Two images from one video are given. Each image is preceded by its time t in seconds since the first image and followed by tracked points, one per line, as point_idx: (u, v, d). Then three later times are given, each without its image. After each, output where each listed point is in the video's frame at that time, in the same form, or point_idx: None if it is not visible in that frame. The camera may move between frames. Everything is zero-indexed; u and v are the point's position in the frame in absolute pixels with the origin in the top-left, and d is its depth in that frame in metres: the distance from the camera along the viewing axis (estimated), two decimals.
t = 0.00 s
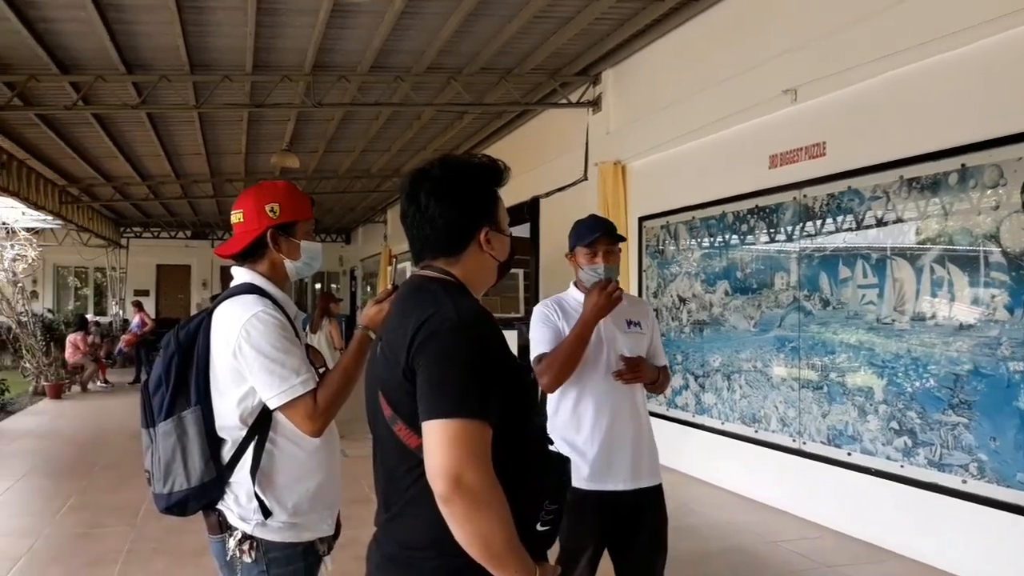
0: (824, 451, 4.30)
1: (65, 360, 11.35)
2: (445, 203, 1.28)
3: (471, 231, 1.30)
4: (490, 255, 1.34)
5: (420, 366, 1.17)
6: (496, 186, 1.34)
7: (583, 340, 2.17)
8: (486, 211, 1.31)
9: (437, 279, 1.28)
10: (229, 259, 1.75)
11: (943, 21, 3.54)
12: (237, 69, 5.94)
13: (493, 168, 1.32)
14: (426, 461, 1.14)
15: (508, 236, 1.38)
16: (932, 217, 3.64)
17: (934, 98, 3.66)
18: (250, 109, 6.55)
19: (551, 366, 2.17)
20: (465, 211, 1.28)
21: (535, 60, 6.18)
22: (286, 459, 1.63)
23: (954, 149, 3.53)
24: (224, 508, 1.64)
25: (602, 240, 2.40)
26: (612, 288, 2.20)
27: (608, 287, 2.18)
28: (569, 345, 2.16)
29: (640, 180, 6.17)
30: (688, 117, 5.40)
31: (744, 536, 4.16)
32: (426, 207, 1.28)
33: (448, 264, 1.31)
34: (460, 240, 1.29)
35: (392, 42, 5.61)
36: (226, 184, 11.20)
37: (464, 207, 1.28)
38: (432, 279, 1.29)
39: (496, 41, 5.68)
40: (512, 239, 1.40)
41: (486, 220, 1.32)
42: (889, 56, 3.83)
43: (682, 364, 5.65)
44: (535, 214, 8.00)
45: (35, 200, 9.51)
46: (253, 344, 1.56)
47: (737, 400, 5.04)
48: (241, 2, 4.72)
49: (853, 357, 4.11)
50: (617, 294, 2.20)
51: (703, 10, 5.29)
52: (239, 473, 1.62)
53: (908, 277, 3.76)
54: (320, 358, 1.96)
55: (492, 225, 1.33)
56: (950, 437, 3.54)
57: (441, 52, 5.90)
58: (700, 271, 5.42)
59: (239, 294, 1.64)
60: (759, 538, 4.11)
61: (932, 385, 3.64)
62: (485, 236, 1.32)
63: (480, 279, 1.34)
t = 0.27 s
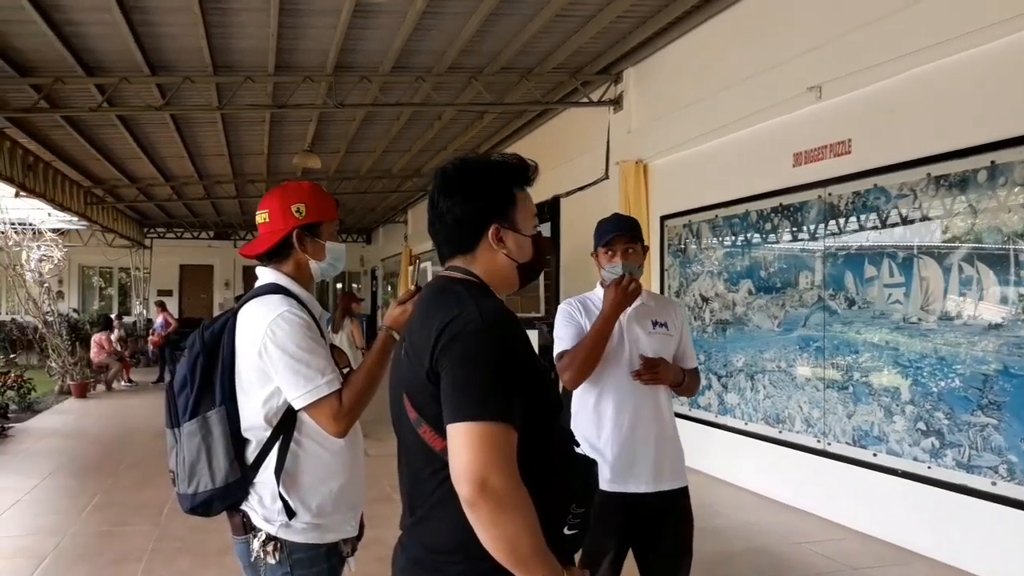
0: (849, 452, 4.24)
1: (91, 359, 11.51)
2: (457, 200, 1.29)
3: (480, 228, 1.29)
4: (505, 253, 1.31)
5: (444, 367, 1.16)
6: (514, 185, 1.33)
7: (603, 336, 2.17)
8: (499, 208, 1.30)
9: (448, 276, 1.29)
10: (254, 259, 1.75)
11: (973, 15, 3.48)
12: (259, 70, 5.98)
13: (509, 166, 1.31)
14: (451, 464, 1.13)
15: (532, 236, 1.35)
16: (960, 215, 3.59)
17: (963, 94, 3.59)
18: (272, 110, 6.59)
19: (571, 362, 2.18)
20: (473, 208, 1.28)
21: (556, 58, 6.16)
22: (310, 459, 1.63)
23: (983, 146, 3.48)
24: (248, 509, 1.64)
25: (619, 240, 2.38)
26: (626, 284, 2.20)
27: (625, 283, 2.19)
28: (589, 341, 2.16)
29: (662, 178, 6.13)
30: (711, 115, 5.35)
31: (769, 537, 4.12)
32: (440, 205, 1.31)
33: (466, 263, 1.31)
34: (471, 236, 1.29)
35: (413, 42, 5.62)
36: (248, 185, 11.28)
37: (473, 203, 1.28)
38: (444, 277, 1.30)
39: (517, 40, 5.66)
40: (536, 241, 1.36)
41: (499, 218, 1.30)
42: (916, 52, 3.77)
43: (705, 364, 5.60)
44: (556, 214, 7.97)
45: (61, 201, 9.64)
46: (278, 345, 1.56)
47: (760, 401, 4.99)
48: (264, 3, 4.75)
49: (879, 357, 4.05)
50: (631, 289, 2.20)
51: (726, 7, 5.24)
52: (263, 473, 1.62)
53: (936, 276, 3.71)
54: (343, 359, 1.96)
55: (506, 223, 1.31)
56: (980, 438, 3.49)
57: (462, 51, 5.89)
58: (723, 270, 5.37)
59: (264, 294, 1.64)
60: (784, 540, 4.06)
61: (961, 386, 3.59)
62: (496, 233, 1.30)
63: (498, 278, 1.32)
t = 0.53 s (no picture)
0: (865, 454, 4.20)
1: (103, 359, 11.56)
2: (475, 199, 1.30)
3: (497, 226, 1.29)
4: (523, 252, 1.30)
5: (467, 370, 1.14)
6: (534, 184, 1.32)
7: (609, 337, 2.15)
8: (517, 206, 1.29)
9: (466, 275, 1.30)
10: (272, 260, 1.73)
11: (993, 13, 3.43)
12: (272, 71, 5.98)
13: (530, 164, 1.31)
14: (474, 468, 1.11)
15: (552, 235, 1.33)
16: (980, 215, 3.56)
17: (981, 93, 3.55)
18: (284, 110, 6.58)
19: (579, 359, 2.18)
20: (490, 206, 1.29)
21: (568, 58, 6.13)
22: (328, 461, 1.61)
23: (1003, 145, 3.44)
24: (266, 512, 1.63)
25: (628, 242, 2.36)
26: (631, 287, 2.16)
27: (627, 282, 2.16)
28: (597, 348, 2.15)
29: (675, 178, 6.09)
30: (725, 114, 5.31)
31: (785, 540, 4.08)
32: (459, 205, 1.32)
33: (487, 263, 1.31)
34: (487, 235, 1.30)
35: (426, 42, 5.60)
36: (260, 185, 11.30)
37: (490, 201, 1.29)
38: (463, 275, 1.30)
39: (529, 40, 5.64)
40: (558, 240, 1.34)
41: (517, 216, 1.29)
42: (935, 51, 3.72)
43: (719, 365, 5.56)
44: (567, 214, 7.94)
45: (74, 201, 9.68)
46: (298, 346, 1.54)
47: (775, 402, 4.95)
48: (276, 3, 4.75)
49: (897, 358, 4.01)
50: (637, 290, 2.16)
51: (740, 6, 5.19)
52: (282, 476, 1.61)
53: (954, 277, 3.67)
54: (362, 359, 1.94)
55: (524, 221, 1.30)
56: (999, 440, 3.46)
57: (475, 51, 5.87)
58: (737, 271, 5.33)
59: (283, 295, 1.62)
60: (799, 543, 4.02)
61: (980, 387, 3.56)
62: (513, 231, 1.29)
63: (517, 277, 1.32)
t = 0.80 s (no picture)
0: (874, 453, 4.17)
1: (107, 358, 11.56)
2: (487, 192, 1.28)
3: (508, 220, 1.27)
4: (535, 246, 1.27)
5: (478, 368, 1.11)
6: (546, 178, 1.29)
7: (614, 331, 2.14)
8: (528, 200, 1.27)
9: (477, 270, 1.27)
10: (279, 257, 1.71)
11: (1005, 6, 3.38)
12: (277, 68, 5.94)
13: (542, 158, 1.28)
14: (486, 470, 1.08)
15: (565, 230, 1.30)
16: (991, 212, 3.52)
17: (993, 88, 3.51)
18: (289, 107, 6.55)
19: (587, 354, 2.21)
20: (500, 199, 1.26)
21: (574, 54, 6.08)
22: (335, 462, 1.59)
23: (1015, 141, 3.40)
24: (272, 514, 1.60)
25: (630, 240, 2.35)
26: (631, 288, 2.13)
27: (624, 282, 2.14)
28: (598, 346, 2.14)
29: (681, 175, 6.05)
30: (732, 111, 5.27)
31: (793, 540, 4.04)
32: (470, 199, 1.30)
33: (498, 259, 1.28)
34: (497, 229, 1.27)
35: (432, 38, 5.56)
36: (264, 183, 11.28)
37: (501, 195, 1.27)
38: (474, 271, 1.28)
39: (535, 36, 5.59)
40: (571, 234, 1.31)
41: (529, 210, 1.27)
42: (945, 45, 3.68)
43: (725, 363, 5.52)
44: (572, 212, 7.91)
45: (78, 200, 9.68)
46: (305, 344, 1.52)
47: (783, 401, 4.91)
48: None
49: (906, 357, 3.98)
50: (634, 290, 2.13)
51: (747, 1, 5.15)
52: (288, 477, 1.58)
53: (965, 274, 3.64)
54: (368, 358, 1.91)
55: (536, 215, 1.27)
56: (1010, 439, 3.42)
57: (480, 48, 5.84)
58: (743, 269, 5.30)
59: (290, 292, 1.60)
60: (808, 543, 3.99)
61: (991, 386, 3.52)
62: (524, 225, 1.27)
63: (529, 273, 1.29)
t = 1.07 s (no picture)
0: (870, 453, 4.15)
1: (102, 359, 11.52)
2: (476, 187, 1.24)
3: (497, 216, 1.23)
4: (525, 243, 1.24)
5: (463, 366, 1.09)
6: (536, 173, 1.26)
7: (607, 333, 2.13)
8: (518, 196, 1.24)
9: (464, 267, 1.24)
10: (264, 255, 1.68)
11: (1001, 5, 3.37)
12: (271, 68, 5.92)
13: (531, 153, 1.25)
14: (471, 471, 1.06)
15: (555, 227, 1.27)
16: (987, 212, 3.51)
17: (989, 86, 3.50)
18: (283, 108, 6.53)
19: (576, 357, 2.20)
20: (489, 195, 1.23)
21: (570, 54, 6.07)
22: (322, 462, 1.57)
23: (1011, 139, 3.39)
24: (258, 515, 1.58)
25: (628, 237, 2.32)
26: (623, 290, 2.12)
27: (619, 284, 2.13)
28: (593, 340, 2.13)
29: (677, 174, 6.04)
30: (728, 110, 5.26)
31: (789, 541, 4.02)
32: (458, 195, 1.26)
33: (486, 256, 1.25)
34: (486, 225, 1.24)
35: (426, 38, 5.54)
36: (259, 184, 11.25)
37: (490, 190, 1.23)
38: (461, 268, 1.25)
39: (530, 36, 5.57)
40: (562, 232, 1.28)
41: (518, 206, 1.24)
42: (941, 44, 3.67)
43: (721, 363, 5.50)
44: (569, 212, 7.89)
45: (72, 200, 9.64)
46: (291, 343, 1.50)
47: (778, 401, 4.89)
48: None
49: (903, 357, 3.96)
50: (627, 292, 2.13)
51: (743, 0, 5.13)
52: (274, 478, 1.56)
53: (961, 274, 3.62)
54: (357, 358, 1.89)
55: (526, 211, 1.24)
56: (1007, 439, 3.41)
57: (475, 48, 5.82)
58: (739, 269, 5.28)
59: (276, 291, 1.58)
60: (804, 543, 3.97)
61: (986, 386, 3.51)
62: (514, 221, 1.23)
63: (518, 271, 1.25)
